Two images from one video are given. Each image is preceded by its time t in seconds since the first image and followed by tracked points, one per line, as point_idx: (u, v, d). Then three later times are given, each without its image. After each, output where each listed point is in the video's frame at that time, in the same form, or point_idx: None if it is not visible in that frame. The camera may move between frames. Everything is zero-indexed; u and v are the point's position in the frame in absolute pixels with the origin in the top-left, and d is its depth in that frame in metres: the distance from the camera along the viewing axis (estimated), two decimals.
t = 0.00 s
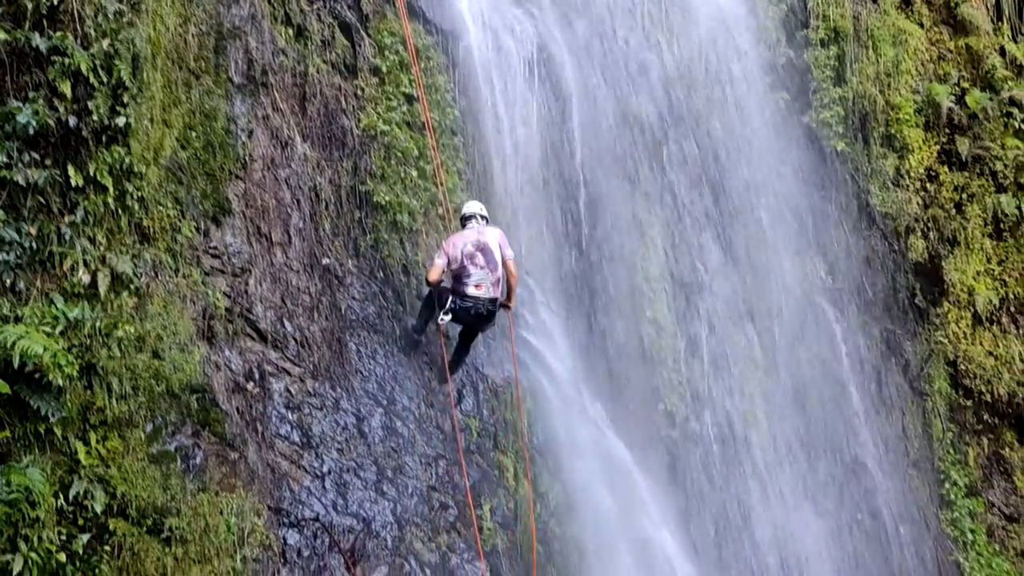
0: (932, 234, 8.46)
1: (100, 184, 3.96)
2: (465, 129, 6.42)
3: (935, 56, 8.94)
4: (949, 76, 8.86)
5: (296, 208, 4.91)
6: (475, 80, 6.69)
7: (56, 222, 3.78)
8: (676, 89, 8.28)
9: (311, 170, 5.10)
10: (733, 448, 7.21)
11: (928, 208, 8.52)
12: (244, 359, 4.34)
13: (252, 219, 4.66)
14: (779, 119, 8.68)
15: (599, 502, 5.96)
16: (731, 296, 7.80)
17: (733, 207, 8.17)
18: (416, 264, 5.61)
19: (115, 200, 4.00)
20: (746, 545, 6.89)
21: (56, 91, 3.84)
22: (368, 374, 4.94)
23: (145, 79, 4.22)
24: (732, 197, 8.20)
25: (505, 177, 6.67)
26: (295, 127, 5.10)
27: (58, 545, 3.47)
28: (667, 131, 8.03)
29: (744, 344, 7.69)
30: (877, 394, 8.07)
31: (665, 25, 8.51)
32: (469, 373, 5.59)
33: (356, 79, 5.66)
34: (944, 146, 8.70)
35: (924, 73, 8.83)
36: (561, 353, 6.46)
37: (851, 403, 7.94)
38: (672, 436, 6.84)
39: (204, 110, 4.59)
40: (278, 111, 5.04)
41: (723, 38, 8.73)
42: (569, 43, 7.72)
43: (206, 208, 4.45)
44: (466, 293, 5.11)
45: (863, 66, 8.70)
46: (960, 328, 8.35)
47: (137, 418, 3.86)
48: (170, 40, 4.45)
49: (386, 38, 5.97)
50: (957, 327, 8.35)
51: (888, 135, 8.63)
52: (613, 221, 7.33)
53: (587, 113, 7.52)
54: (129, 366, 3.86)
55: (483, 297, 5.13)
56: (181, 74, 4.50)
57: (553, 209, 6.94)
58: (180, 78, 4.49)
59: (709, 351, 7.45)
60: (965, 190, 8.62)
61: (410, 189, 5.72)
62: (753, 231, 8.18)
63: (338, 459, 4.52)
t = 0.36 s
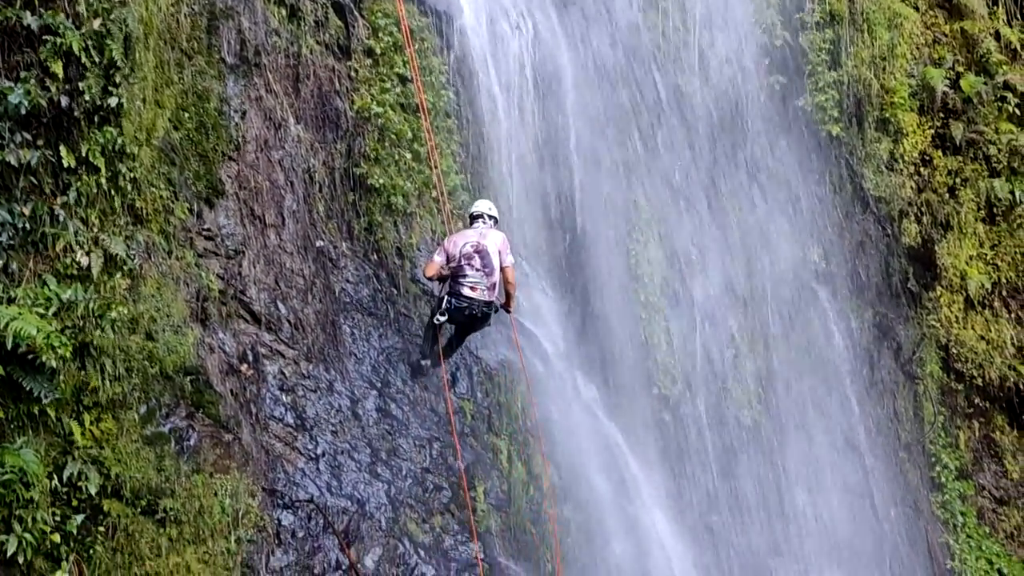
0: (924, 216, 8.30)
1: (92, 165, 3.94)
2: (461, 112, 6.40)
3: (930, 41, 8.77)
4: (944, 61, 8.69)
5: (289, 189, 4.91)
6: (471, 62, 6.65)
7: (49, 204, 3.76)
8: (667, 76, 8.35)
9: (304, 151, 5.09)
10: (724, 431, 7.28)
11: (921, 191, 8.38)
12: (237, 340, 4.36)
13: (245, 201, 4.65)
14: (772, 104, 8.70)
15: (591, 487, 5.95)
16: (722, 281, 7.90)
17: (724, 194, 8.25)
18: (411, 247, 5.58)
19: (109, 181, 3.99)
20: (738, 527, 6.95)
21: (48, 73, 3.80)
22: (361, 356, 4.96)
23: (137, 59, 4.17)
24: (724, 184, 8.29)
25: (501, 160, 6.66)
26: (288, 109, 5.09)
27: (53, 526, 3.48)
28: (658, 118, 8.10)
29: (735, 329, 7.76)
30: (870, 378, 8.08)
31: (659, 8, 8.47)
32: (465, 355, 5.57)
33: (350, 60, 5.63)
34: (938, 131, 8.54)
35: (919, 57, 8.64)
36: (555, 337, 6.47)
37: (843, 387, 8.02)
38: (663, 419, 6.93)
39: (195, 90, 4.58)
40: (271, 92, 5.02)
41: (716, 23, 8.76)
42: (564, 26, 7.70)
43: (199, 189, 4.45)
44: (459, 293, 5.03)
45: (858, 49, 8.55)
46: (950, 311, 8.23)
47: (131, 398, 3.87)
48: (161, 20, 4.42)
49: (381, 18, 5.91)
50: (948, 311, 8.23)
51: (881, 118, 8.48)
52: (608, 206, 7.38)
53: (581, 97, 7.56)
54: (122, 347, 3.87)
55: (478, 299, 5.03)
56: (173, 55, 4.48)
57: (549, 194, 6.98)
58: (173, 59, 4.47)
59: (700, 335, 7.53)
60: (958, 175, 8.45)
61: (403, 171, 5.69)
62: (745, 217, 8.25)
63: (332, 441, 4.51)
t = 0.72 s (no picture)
0: (919, 203, 8.29)
1: (84, 149, 3.92)
2: (455, 98, 6.42)
3: (925, 26, 8.62)
4: (940, 46, 8.57)
5: (282, 175, 4.91)
6: (464, 49, 6.65)
7: (41, 188, 3.74)
8: (662, 62, 8.31)
9: (297, 136, 5.08)
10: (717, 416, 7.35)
11: (916, 177, 8.37)
12: (229, 325, 4.37)
13: (238, 186, 4.65)
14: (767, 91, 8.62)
15: (586, 471, 6.01)
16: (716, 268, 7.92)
17: (718, 182, 8.22)
18: (405, 233, 5.57)
19: (102, 166, 3.97)
20: (730, 512, 7.01)
21: (40, 55, 3.76)
22: (355, 341, 4.98)
23: (129, 43, 4.14)
24: (720, 171, 8.26)
25: (495, 146, 6.68)
26: (281, 94, 5.08)
27: (46, 510, 3.47)
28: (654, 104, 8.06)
29: (729, 316, 7.78)
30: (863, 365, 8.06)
31: None
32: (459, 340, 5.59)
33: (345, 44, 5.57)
34: (933, 117, 8.49)
35: (915, 42, 8.52)
36: (549, 323, 6.50)
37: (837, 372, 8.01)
38: (657, 404, 6.98)
39: (188, 74, 4.55)
40: (264, 76, 5.00)
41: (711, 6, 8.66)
42: (559, 11, 7.66)
43: (193, 173, 4.47)
44: (450, 277, 4.91)
45: (855, 34, 8.34)
46: (943, 298, 8.26)
47: (125, 383, 3.85)
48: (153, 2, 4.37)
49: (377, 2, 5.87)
50: (941, 297, 8.26)
51: (876, 105, 8.38)
52: (603, 193, 7.40)
53: (575, 84, 7.55)
54: (116, 332, 3.86)
55: (468, 284, 4.92)
56: (166, 39, 4.43)
57: (543, 180, 6.99)
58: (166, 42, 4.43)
59: (695, 322, 7.57)
60: (952, 161, 8.47)
61: (397, 156, 5.65)
62: (739, 202, 8.22)
63: (326, 426, 4.52)
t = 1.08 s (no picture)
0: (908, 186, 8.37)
1: (72, 128, 3.87)
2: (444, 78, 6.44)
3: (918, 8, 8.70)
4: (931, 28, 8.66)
5: (272, 155, 4.91)
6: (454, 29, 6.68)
7: (28, 167, 3.69)
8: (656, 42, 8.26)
9: (286, 116, 5.07)
10: (709, 399, 7.31)
11: (907, 159, 8.43)
12: (220, 306, 4.36)
13: (227, 166, 4.64)
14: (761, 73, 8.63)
15: (577, 451, 6.02)
16: (709, 251, 7.90)
17: (711, 165, 8.19)
18: (395, 213, 5.56)
19: (90, 144, 3.93)
20: (725, 493, 6.99)
21: (27, 33, 3.69)
22: (346, 321, 4.98)
23: (116, 21, 4.11)
24: (714, 153, 8.23)
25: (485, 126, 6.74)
26: (271, 73, 5.07)
27: (37, 490, 3.41)
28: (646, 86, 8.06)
29: (722, 299, 7.76)
30: (853, 347, 8.09)
31: None
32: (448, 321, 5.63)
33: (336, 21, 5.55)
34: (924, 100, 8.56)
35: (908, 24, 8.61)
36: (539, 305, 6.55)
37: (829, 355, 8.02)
38: (649, 385, 6.98)
39: (175, 52, 4.52)
40: (253, 55, 4.98)
41: None
42: None
43: (182, 153, 4.44)
44: (443, 275, 4.93)
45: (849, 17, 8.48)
46: (934, 280, 8.37)
47: (114, 362, 3.82)
48: None
49: None
50: (931, 279, 8.36)
51: (869, 87, 8.48)
52: (592, 176, 7.46)
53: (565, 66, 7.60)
54: (105, 312, 3.81)
55: (462, 280, 4.95)
56: (153, 16, 4.41)
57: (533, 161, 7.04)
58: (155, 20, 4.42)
59: (687, 304, 7.57)
60: (943, 143, 8.53)
61: (388, 136, 5.66)
62: (732, 185, 8.22)
63: (317, 407, 4.54)
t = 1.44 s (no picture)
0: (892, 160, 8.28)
1: (53, 97, 3.82)
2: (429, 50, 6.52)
3: None
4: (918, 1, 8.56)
5: (257, 126, 4.89)
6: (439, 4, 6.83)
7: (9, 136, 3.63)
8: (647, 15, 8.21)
9: (270, 86, 5.05)
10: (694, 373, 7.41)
11: (892, 134, 8.33)
12: (205, 279, 4.34)
13: (211, 137, 4.61)
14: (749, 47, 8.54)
15: (561, 424, 6.16)
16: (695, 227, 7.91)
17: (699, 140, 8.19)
18: (382, 185, 5.55)
19: (71, 114, 3.88)
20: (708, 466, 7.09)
21: None
22: (332, 295, 4.96)
23: None
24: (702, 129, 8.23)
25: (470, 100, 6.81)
26: (255, 43, 5.04)
27: (22, 463, 3.34)
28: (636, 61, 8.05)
29: (706, 276, 7.82)
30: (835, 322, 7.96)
31: None
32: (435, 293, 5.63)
33: None
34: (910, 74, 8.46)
35: None
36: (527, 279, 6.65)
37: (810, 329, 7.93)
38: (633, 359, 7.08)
39: (157, 21, 4.48)
40: (236, 24, 4.95)
41: None
42: None
43: (165, 123, 4.40)
44: (453, 305, 4.89)
45: None
46: (918, 254, 8.23)
47: (98, 335, 3.77)
48: None
49: None
50: (916, 253, 8.22)
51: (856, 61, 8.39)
52: (580, 150, 7.44)
53: (553, 40, 7.60)
54: (89, 285, 3.76)
55: (471, 308, 4.92)
56: None
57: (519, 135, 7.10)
58: None
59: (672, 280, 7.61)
60: (929, 117, 8.43)
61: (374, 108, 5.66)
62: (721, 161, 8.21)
63: (303, 380, 4.55)
